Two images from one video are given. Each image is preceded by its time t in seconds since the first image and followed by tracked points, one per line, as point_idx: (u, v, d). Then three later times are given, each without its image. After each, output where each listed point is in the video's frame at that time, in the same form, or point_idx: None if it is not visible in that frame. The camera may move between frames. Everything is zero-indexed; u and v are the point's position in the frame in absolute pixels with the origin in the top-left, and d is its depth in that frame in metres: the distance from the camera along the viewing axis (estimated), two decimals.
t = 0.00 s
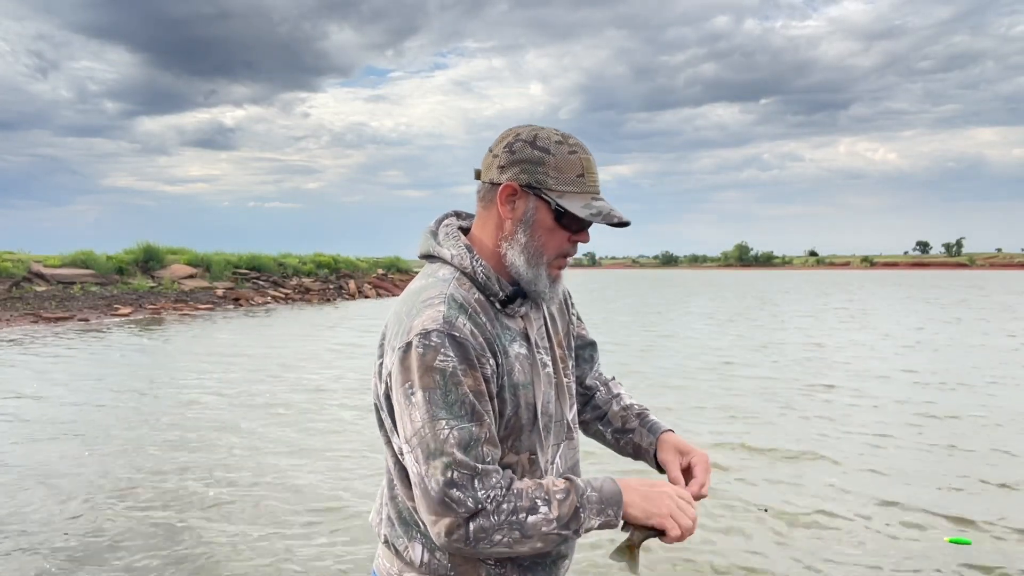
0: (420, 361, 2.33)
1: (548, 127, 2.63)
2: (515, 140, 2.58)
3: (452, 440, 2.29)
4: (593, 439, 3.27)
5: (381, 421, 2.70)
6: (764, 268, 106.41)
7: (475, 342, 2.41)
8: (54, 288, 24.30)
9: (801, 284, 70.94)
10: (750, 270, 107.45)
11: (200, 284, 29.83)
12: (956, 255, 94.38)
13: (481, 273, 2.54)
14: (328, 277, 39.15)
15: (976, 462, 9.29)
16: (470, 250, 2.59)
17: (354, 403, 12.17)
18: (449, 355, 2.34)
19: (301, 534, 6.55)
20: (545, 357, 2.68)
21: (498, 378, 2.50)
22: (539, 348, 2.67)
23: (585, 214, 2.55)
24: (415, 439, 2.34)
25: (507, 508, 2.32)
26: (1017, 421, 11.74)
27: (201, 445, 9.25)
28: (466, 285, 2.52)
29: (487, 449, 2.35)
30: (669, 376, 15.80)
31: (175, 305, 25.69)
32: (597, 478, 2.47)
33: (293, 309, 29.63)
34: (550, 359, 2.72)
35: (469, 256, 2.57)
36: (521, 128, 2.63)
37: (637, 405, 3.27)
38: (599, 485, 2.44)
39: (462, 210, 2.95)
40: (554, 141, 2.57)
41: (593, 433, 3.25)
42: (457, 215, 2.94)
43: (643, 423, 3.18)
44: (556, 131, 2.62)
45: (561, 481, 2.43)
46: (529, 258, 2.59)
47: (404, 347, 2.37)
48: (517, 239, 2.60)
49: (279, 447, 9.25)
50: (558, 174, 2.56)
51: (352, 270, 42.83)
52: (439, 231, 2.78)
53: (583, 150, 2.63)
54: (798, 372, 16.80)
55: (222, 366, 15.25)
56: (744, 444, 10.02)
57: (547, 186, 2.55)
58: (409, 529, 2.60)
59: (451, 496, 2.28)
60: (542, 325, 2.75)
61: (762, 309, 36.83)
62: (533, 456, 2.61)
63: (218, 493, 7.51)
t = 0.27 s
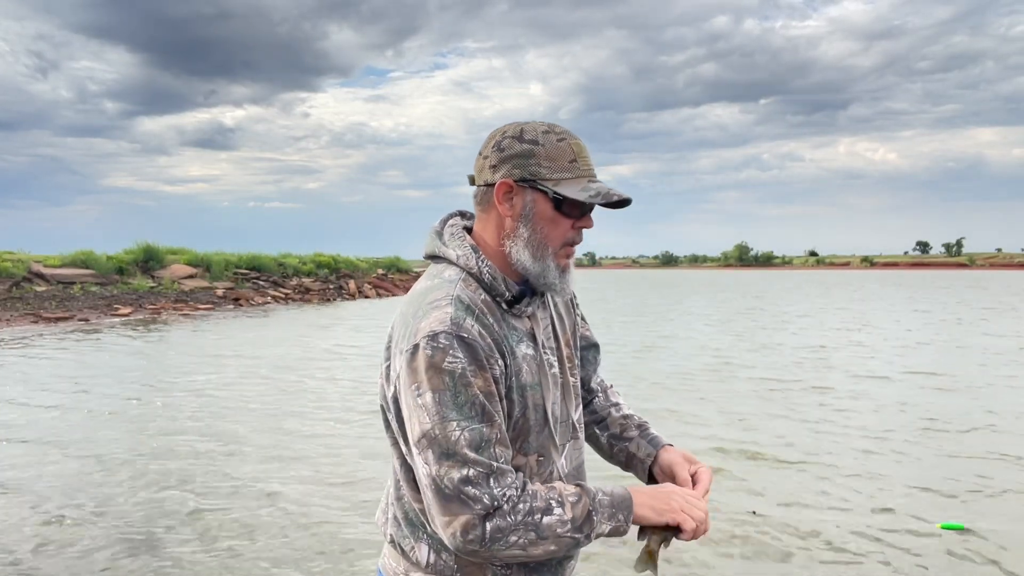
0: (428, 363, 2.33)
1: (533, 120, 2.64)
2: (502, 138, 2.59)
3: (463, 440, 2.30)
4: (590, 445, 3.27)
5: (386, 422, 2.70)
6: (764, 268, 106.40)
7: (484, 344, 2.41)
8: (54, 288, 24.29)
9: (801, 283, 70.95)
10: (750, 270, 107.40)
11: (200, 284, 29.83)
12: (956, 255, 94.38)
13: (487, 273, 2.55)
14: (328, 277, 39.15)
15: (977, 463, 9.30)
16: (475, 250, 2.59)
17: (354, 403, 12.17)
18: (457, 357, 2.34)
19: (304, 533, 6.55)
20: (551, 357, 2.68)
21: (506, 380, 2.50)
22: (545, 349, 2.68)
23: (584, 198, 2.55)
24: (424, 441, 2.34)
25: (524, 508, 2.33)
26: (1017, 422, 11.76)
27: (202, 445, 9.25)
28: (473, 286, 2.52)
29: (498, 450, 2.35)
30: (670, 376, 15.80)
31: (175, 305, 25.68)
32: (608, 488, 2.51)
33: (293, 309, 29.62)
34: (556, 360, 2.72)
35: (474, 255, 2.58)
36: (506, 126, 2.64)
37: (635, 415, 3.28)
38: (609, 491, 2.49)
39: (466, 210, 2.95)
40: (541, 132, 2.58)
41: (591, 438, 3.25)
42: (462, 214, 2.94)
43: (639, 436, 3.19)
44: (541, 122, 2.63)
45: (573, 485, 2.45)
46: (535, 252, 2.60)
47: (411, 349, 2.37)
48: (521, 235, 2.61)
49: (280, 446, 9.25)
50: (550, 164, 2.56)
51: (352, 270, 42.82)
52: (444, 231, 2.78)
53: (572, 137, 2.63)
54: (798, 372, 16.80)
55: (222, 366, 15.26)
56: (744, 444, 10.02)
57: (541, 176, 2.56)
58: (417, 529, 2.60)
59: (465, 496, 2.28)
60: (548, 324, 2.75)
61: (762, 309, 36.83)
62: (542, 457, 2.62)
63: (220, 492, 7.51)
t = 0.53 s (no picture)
0: (434, 361, 2.33)
1: (530, 119, 2.64)
2: (502, 137, 2.59)
3: (469, 437, 2.30)
4: (596, 446, 3.26)
5: (390, 421, 2.70)
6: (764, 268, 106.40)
7: (490, 341, 2.42)
8: (54, 288, 24.30)
9: (801, 283, 70.99)
10: (750, 270, 107.40)
11: (200, 284, 29.84)
12: (956, 255, 94.41)
13: (492, 272, 2.55)
14: (328, 277, 39.17)
15: (979, 462, 9.32)
16: (481, 250, 2.59)
17: (355, 403, 12.18)
18: (464, 354, 2.34)
19: (307, 534, 6.54)
20: (557, 357, 2.68)
21: (513, 378, 2.50)
22: (551, 348, 2.68)
23: (588, 191, 2.56)
24: (431, 438, 2.34)
25: (533, 507, 2.33)
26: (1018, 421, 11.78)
27: (204, 445, 9.25)
28: (479, 285, 2.51)
29: (505, 447, 2.36)
30: (670, 376, 15.81)
31: (175, 305, 25.70)
32: (622, 491, 2.52)
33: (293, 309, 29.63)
34: (562, 360, 2.73)
35: (480, 255, 2.58)
36: (505, 126, 2.64)
37: (643, 416, 3.29)
38: (625, 496, 2.49)
39: (470, 210, 2.95)
40: (540, 130, 2.58)
41: (597, 438, 3.24)
42: (467, 214, 2.94)
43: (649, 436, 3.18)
44: (539, 120, 2.63)
45: (586, 488, 2.45)
46: (540, 248, 2.60)
47: (417, 347, 2.37)
48: (526, 232, 2.61)
49: (282, 446, 9.26)
50: (551, 160, 2.57)
51: (352, 270, 42.83)
52: (449, 231, 2.78)
53: (570, 133, 2.64)
54: (799, 373, 16.82)
55: (223, 366, 15.26)
56: (746, 444, 10.03)
57: (544, 174, 2.56)
58: (421, 529, 2.60)
59: (472, 493, 2.28)
60: (553, 325, 2.75)
61: (762, 309, 36.84)
62: (547, 456, 2.62)
63: (223, 493, 7.51)
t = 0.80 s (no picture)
0: (439, 362, 2.34)
1: (535, 118, 2.64)
2: (507, 137, 2.59)
3: (474, 439, 2.30)
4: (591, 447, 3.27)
5: (394, 419, 2.70)
6: (764, 268, 106.40)
7: (496, 342, 2.42)
8: (54, 288, 24.30)
9: (801, 283, 70.98)
10: (750, 270, 107.37)
11: (200, 284, 29.84)
12: (957, 255, 94.40)
13: (498, 271, 2.55)
14: (328, 277, 39.17)
15: (981, 462, 9.31)
16: (486, 248, 2.59)
17: (356, 403, 12.18)
18: (470, 354, 2.34)
19: (310, 535, 6.51)
20: (561, 357, 2.68)
21: (517, 378, 2.50)
22: (554, 348, 2.68)
23: (595, 191, 2.57)
24: (435, 439, 2.34)
25: (534, 516, 2.32)
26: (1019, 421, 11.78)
27: (204, 445, 9.24)
28: (484, 285, 2.51)
29: (509, 450, 2.36)
30: (670, 376, 15.82)
31: (176, 305, 25.69)
32: (623, 495, 2.46)
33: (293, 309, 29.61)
34: (565, 360, 2.72)
35: (485, 254, 2.58)
36: (510, 125, 2.64)
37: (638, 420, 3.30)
38: (629, 506, 2.42)
39: (474, 210, 2.95)
40: (546, 129, 2.58)
41: (593, 439, 3.25)
42: (470, 214, 2.94)
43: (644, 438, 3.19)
44: (544, 120, 2.63)
45: (591, 495, 2.41)
46: (544, 246, 2.60)
47: (423, 346, 2.38)
48: (531, 231, 2.61)
49: (282, 447, 9.24)
50: (558, 160, 2.57)
51: (352, 270, 42.83)
52: (454, 230, 2.78)
53: (575, 133, 2.64)
54: (800, 372, 16.83)
55: (222, 366, 15.25)
56: (747, 444, 10.02)
57: (550, 173, 2.56)
58: (424, 528, 2.60)
59: (475, 495, 2.28)
60: (557, 325, 2.75)
61: (762, 309, 36.84)
62: (550, 457, 2.62)
63: (224, 494, 7.48)
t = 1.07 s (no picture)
0: (440, 361, 2.34)
1: (565, 128, 2.64)
2: (533, 139, 2.59)
3: (469, 442, 2.31)
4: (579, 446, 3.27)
5: (396, 417, 2.71)
6: (764, 269, 106.39)
7: (496, 341, 2.42)
8: (54, 288, 24.31)
9: (801, 283, 70.94)
10: (750, 270, 107.39)
11: (200, 284, 29.85)
12: (957, 255, 94.45)
13: (498, 271, 2.55)
14: (328, 277, 39.18)
15: (980, 462, 9.32)
16: (487, 248, 2.59)
17: (356, 403, 12.18)
18: (469, 354, 2.35)
19: (308, 536, 6.52)
20: (560, 357, 2.68)
21: (516, 378, 2.50)
22: (554, 346, 2.68)
23: (601, 218, 2.57)
24: (433, 438, 2.36)
25: (523, 522, 2.33)
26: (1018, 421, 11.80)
27: (203, 445, 9.24)
28: (484, 284, 2.52)
29: (504, 453, 2.36)
30: (670, 377, 15.83)
31: (176, 305, 25.70)
32: (615, 492, 2.49)
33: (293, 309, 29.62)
34: (564, 360, 2.72)
35: (486, 253, 2.58)
36: (539, 127, 2.64)
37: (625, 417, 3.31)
38: (619, 505, 2.45)
39: (475, 211, 2.95)
40: (572, 142, 2.59)
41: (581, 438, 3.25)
42: (470, 215, 2.94)
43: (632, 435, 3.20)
44: (573, 132, 2.64)
45: (583, 497, 2.42)
46: (542, 258, 2.61)
47: (423, 345, 2.38)
48: (532, 239, 2.61)
49: (281, 446, 9.25)
50: (576, 176, 2.58)
51: (352, 270, 42.85)
52: (453, 229, 2.78)
53: (599, 153, 2.66)
54: (800, 372, 16.83)
55: (222, 366, 15.26)
56: (747, 445, 10.02)
57: (565, 187, 2.57)
58: (422, 529, 2.60)
59: (469, 499, 2.30)
60: (556, 325, 2.75)
61: (763, 309, 36.82)
62: (549, 456, 2.61)
63: (223, 494, 7.49)
